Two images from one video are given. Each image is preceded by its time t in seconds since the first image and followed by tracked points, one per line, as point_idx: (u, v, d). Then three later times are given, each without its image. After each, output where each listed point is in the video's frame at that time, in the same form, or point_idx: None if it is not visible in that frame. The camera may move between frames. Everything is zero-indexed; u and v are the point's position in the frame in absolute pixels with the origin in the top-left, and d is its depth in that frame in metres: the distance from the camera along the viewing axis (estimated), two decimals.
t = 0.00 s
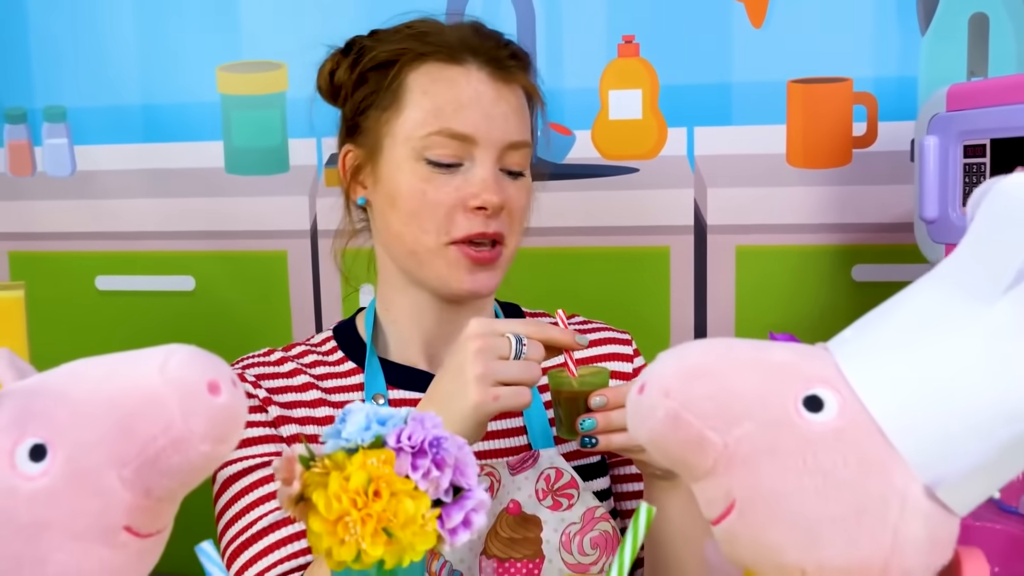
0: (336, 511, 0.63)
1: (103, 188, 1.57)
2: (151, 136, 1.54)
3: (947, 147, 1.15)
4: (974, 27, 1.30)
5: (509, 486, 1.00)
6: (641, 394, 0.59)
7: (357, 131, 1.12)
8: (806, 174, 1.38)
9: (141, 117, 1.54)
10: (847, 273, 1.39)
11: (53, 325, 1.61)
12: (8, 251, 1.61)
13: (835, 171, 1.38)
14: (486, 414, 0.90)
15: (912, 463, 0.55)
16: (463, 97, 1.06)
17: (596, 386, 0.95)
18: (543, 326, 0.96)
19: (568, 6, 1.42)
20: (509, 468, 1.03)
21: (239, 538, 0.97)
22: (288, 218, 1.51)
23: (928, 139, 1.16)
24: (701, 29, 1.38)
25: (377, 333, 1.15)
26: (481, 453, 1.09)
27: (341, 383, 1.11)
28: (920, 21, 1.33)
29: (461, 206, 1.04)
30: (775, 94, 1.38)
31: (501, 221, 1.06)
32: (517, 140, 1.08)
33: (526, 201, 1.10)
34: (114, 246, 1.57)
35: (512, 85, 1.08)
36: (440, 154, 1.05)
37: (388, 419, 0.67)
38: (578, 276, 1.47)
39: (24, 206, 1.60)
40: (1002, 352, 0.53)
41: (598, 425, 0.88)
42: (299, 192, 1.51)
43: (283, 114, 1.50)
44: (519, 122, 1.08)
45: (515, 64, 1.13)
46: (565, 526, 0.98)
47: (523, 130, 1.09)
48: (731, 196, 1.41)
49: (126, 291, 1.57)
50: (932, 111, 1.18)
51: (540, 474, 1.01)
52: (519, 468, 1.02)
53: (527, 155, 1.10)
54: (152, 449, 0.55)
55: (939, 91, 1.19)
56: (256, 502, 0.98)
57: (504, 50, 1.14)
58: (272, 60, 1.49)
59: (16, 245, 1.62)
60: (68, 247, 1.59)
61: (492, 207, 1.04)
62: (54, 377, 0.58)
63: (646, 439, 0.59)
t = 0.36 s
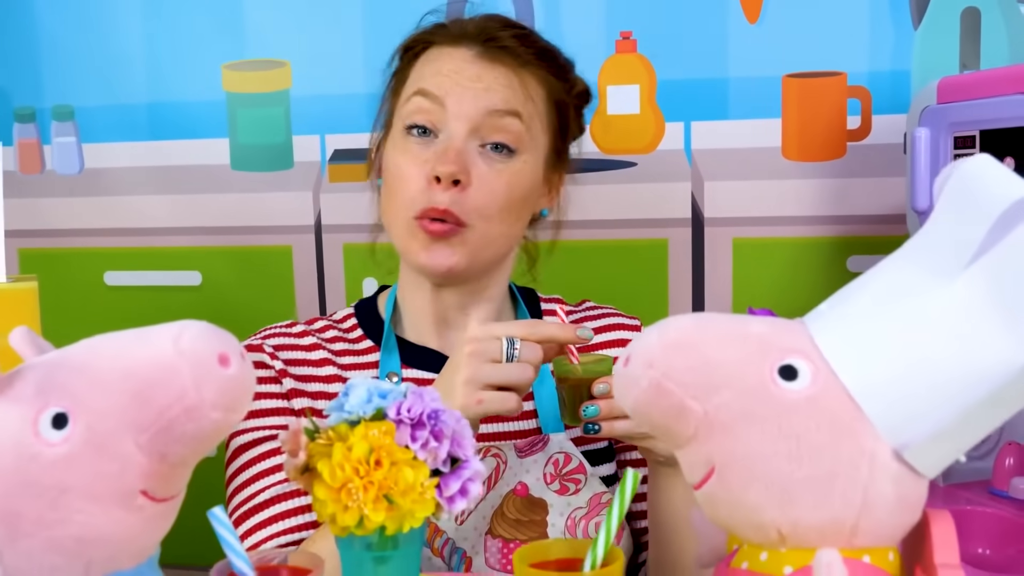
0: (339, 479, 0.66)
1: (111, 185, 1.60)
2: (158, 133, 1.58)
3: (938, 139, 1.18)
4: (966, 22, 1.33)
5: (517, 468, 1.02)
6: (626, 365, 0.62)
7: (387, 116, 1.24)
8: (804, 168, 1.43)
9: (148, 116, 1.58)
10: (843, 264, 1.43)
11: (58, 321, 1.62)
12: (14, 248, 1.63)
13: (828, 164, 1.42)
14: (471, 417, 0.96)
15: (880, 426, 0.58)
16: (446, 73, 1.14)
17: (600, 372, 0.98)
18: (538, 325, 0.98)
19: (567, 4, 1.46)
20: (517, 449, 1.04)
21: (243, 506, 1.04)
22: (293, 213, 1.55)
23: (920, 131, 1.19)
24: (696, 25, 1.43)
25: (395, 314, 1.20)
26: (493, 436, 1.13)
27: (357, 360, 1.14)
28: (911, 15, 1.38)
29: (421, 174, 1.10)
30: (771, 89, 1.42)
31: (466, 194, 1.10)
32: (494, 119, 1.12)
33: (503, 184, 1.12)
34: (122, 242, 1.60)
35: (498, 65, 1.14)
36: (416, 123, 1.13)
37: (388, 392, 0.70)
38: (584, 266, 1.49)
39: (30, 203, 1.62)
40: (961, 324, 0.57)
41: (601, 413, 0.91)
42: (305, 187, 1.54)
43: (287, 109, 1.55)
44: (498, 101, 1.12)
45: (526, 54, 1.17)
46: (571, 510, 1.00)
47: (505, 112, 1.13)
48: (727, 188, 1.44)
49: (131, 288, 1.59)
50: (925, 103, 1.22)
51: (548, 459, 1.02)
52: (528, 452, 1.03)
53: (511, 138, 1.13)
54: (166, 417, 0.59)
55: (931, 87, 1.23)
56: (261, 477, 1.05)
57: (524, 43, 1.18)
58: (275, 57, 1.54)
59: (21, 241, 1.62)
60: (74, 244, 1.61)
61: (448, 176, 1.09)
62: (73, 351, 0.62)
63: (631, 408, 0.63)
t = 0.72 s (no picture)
0: (355, 458, 0.70)
1: (124, 186, 1.63)
2: (170, 133, 1.61)
3: (937, 132, 1.28)
4: (965, 15, 1.38)
5: (545, 459, 1.06)
6: (627, 347, 0.65)
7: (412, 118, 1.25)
8: (808, 162, 1.46)
9: (160, 116, 1.61)
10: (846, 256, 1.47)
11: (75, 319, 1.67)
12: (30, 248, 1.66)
13: (832, 158, 1.46)
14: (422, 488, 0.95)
15: (869, 402, 0.61)
16: (459, 78, 1.14)
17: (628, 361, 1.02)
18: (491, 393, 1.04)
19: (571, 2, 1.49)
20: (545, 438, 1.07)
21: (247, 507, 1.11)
22: (304, 211, 1.59)
23: (921, 124, 1.28)
24: (698, 22, 1.46)
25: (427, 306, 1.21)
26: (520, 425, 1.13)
27: (387, 351, 1.16)
28: (912, 10, 1.41)
29: (437, 182, 1.11)
30: (774, 83, 1.45)
31: (480, 202, 1.10)
32: (505, 123, 1.12)
33: (519, 186, 1.12)
34: (135, 241, 1.63)
35: (509, 69, 1.13)
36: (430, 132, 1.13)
37: (400, 375, 0.73)
38: (597, 260, 1.52)
39: (44, 203, 1.65)
40: (944, 305, 0.61)
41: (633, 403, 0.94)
42: (315, 184, 1.58)
43: (297, 108, 1.58)
44: (508, 105, 1.12)
45: (538, 52, 1.16)
46: (598, 501, 1.04)
47: (516, 114, 1.12)
48: (731, 183, 1.47)
49: (144, 286, 1.63)
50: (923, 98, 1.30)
51: (576, 449, 1.06)
52: (555, 443, 1.06)
53: (524, 140, 1.13)
54: (191, 398, 0.62)
55: (928, 80, 1.32)
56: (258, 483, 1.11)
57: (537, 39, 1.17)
58: (285, 58, 1.57)
59: (37, 241, 1.66)
60: (88, 243, 1.65)
61: (461, 185, 1.09)
62: (101, 338, 0.65)
63: (631, 388, 0.66)
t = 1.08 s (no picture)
0: (366, 437, 0.73)
1: (133, 182, 1.66)
2: (179, 130, 1.65)
3: (934, 125, 1.34)
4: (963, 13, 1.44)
5: (550, 451, 1.09)
6: (626, 330, 0.69)
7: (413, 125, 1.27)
8: (808, 158, 1.50)
9: (169, 113, 1.65)
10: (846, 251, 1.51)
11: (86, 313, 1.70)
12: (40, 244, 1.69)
13: (831, 154, 1.50)
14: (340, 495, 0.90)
15: (855, 381, 0.64)
16: (455, 86, 1.15)
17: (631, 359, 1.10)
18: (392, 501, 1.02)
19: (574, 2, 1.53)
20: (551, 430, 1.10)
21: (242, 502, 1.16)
22: (313, 207, 1.62)
23: (919, 121, 1.31)
24: (699, 21, 1.50)
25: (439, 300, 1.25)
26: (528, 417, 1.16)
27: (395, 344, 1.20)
28: (910, 9, 1.46)
29: (440, 190, 1.13)
30: (774, 80, 1.50)
31: (483, 206, 1.12)
32: (504, 126, 1.13)
33: (522, 186, 1.14)
34: (144, 236, 1.66)
35: (503, 75, 1.14)
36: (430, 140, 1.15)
37: (409, 358, 0.76)
38: (604, 255, 1.56)
39: (54, 199, 1.67)
40: (928, 288, 0.64)
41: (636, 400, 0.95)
42: (323, 180, 1.62)
43: (304, 105, 1.62)
44: (505, 108, 1.13)
45: (530, 52, 1.17)
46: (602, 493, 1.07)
47: (513, 116, 1.14)
48: (732, 179, 1.51)
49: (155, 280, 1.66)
50: (919, 95, 1.37)
51: (584, 443, 1.09)
52: (562, 437, 1.09)
53: (524, 140, 1.14)
54: (213, 377, 0.66)
55: (923, 79, 1.38)
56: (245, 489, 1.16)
57: (528, 38, 1.18)
58: (292, 56, 1.61)
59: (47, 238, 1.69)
60: (97, 238, 1.68)
61: (464, 192, 1.10)
62: (125, 321, 0.69)
63: (630, 369, 0.69)
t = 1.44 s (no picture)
0: (396, 430, 0.76)
1: (154, 181, 1.70)
2: (199, 130, 1.68)
3: (943, 128, 1.37)
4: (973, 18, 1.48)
5: (565, 446, 1.12)
6: (645, 327, 0.72)
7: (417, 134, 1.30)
8: (820, 160, 1.53)
9: (190, 114, 1.68)
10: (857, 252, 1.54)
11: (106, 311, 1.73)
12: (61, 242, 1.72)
13: (841, 156, 1.53)
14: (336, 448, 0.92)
15: (864, 378, 0.67)
16: (455, 102, 1.17)
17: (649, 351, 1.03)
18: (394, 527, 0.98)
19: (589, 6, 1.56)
20: (565, 426, 1.14)
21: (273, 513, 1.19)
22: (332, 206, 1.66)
23: (928, 124, 1.35)
24: (711, 26, 1.53)
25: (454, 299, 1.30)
26: (542, 411, 1.19)
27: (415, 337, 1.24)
28: (920, 13, 1.50)
29: (445, 204, 1.16)
30: (786, 83, 1.53)
31: (488, 221, 1.15)
32: (505, 140, 1.15)
33: (525, 198, 1.17)
34: (164, 234, 1.70)
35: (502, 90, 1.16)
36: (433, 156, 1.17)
37: (437, 354, 0.80)
38: (617, 255, 1.59)
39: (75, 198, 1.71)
40: (936, 286, 0.67)
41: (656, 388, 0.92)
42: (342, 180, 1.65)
43: (323, 106, 1.65)
44: (505, 123, 1.15)
45: (529, 63, 1.20)
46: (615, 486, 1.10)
47: (514, 129, 1.16)
48: (744, 181, 1.54)
49: (177, 278, 1.70)
50: (928, 98, 1.39)
51: (596, 437, 1.13)
52: (576, 431, 1.13)
53: (525, 152, 1.17)
54: (253, 370, 0.70)
55: (932, 82, 1.40)
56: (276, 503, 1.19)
57: (526, 50, 1.21)
58: (310, 58, 1.64)
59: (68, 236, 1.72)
60: (118, 237, 1.71)
61: (468, 208, 1.13)
62: (168, 318, 0.73)
63: (648, 365, 0.72)
